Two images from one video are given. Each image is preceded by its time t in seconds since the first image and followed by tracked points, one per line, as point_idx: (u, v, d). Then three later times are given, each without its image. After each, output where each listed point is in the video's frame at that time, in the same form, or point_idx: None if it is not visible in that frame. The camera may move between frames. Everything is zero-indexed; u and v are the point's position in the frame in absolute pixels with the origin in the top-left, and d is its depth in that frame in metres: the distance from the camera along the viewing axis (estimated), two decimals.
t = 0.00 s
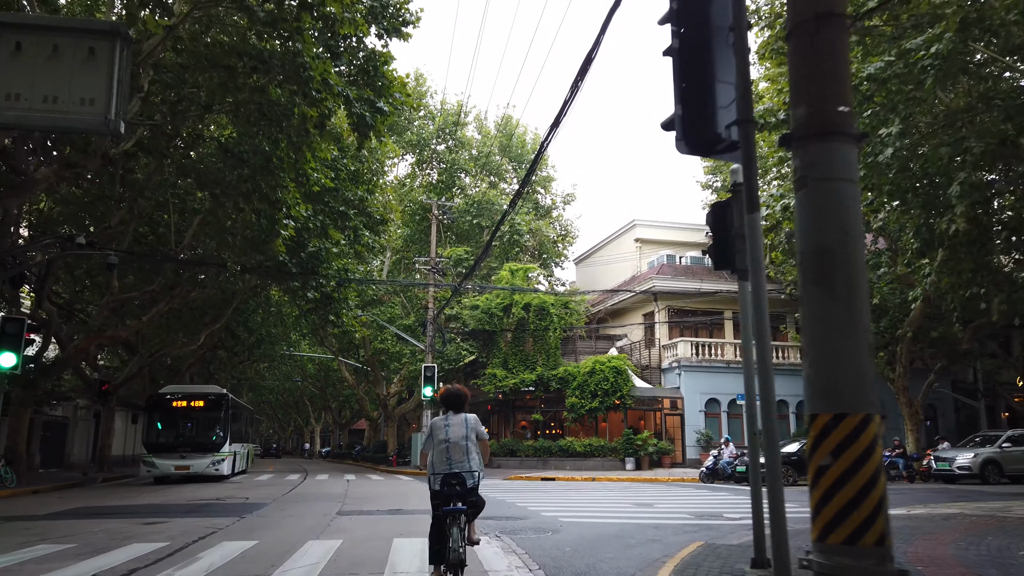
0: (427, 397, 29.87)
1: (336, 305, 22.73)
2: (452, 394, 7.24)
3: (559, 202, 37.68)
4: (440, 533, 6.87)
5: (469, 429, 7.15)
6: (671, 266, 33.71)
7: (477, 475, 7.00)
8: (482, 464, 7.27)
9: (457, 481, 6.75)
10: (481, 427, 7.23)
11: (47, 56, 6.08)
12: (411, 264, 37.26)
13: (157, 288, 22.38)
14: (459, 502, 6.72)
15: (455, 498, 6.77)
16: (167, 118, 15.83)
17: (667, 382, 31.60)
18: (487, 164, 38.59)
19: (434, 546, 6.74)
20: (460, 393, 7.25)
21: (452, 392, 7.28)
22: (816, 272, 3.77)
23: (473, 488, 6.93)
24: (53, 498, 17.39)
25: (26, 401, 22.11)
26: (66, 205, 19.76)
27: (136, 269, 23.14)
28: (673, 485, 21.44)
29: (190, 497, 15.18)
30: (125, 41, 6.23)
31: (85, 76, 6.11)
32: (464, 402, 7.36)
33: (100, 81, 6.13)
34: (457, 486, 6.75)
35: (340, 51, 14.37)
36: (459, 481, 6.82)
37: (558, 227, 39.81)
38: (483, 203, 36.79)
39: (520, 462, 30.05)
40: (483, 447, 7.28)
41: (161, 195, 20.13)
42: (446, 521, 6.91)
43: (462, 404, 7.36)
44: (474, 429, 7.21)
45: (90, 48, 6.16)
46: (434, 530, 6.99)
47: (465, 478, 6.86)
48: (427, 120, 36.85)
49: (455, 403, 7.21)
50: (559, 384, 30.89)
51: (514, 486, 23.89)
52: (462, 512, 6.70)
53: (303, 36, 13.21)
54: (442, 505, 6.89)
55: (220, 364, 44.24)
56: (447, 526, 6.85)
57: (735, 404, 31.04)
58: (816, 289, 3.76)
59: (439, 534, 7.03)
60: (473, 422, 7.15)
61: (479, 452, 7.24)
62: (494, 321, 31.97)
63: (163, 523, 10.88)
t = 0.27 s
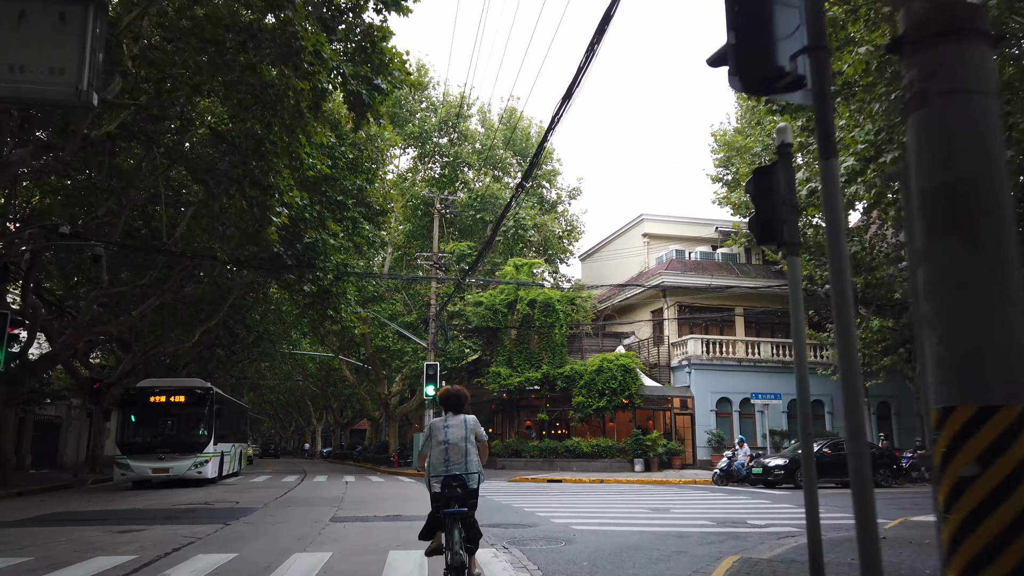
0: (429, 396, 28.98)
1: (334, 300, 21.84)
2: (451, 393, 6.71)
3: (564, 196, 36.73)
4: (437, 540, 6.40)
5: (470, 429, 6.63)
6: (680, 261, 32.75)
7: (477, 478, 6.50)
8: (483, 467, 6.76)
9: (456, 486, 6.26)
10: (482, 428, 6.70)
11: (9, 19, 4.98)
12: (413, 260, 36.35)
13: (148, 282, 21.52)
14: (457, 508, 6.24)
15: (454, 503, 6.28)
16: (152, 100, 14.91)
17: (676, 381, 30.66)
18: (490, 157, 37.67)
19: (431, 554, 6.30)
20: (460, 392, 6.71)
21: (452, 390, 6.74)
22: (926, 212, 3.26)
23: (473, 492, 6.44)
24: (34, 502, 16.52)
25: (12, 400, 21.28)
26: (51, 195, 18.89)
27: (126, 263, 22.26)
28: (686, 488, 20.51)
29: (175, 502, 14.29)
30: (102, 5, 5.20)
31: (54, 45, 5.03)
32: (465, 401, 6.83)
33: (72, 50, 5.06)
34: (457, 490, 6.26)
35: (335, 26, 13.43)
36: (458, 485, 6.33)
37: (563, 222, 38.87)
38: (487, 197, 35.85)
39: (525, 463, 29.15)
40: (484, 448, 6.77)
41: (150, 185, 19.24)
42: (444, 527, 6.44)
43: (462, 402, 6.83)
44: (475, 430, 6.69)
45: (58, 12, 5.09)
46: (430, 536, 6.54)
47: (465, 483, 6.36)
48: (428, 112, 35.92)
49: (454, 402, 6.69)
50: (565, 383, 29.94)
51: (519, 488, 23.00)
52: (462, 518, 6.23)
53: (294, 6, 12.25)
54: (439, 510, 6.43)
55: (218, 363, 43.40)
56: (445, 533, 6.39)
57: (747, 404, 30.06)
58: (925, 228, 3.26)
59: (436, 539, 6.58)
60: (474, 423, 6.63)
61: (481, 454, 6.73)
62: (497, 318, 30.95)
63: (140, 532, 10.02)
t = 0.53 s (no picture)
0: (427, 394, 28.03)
1: (328, 293, 20.94)
2: (442, 392, 6.86)
3: (566, 190, 35.79)
4: (431, 537, 6.52)
5: (461, 428, 6.80)
6: (686, 256, 31.81)
7: (470, 477, 6.65)
8: (474, 464, 6.93)
9: (450, 484, 6.39)
10: (472, 426, 6.86)
11: None
12: (411, 255, 35.39)
13: (134, 276, 20.69)
14: (452, 505, 6.38)
15: (448, 501, 6.42)
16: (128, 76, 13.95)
17: (682, 379, 29.71)
18: (491, 150, 36.72)
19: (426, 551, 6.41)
20: (450, 391, 6.86)
21: (442, 390, 6.88)
22: None
23: (466, 490, 6.58)
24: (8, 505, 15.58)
25: None
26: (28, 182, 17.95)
27: (110, 255, 21.31)
28: (696, 490, 19.55)
29: (154, 506, 13.36)
30: None
31: None
32: (454, 400, 7.00)
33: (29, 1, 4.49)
34: (451, 488, 6.38)
35: None
36: (453, 483, 6.47)
37: (565, 216, 37.93)
38: (486, 190, 34.92)
39: (527, 463, 28.21)
40: (475, 446, 6.93)
41: (133, 171, 18.30)
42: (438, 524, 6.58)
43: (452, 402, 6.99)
44: (465, 429, 6.85)
45: None
46: (424, 533, 6.66)
47: (459, 480, 6.51)
48: (427, 103, 34.95)
49: (444, 401, 6.84)
50: (567, 381, 28.97)
51: (521, 490, 22.11)
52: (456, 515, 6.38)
53: None
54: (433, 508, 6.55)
55: (213, 362, 42.53)
56: (438, 530, 6.52)
57: (756, 402, 29.09)
58: None
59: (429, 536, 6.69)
60: (465, 421, 6.79)
61: (471, 451, 6.90)
62: (497, 314, 29.98)
63: (112, 540, 9.27)
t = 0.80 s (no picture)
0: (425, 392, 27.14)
1: (321, 286, 20.02)
2: (431, 389, 6.77)
3: (568, 182, 34.83)
4: (422, 537, 6.31)
5: (452, 425, 6.66)
6: (692, 250, 30.84)
7: (462, 475, 6.48)
8: (465, 463, 6.76)
9: (442, 481, 6.21)
10: (463, 423, 6.73)
11: None
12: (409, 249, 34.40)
13: (118, 268, 19.75)
14: (444, 503, 6.19)
15: (440, 498, 6.23)
16: (103, 48, 12.89)
17: (689, 377, 28.78)
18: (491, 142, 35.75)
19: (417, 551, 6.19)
20: (441, 388, 6.75)
21: (431, 387, 6.78)
22: None
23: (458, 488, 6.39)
24: None
25: None
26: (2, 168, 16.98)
27: (92, 247, 20.31)
28: (707, 492, 18.60)
29: (131, 512, 12.41)
30: None
31: None
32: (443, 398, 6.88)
33: None
34: (443, 486, 6.19)
35: None
36: (445, 479, 6.29)
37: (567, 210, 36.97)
38: (486, 183, 33.94)
39: (529, 464, 27.28)
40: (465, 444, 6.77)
41: (115, 157, 17.32)
42: (429, 525, 6.38)
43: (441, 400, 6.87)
44: (456, 426, 6.71)
45: None
46: (414, 535, 6.43)
47: (451, 477, 6.32)
48: (425, 93, 34.03)
49: (434, 398, 6.72)
50: (570, 379, 28.00)
51: (523, 493, 21.20)
52: (448, 513, 6.19)
53: None
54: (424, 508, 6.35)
55: (207, 361, 41.58)
56: (430, 530, 6.31)
57: (765, 401, 28.16)
58: None
59: (419, 539, 6.46)
60: (455, 419, 6.66)
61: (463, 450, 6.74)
62: (498, 310, 29.00)
63: (75, 550, 8.41)
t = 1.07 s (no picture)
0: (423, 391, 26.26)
1: (313, 279, 19.14)
2: (419, 391, 6.96)
3: (570, 176, 33.94)
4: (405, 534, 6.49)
5: (439, 426, 6.85)
6: (698, 244, 29.96)
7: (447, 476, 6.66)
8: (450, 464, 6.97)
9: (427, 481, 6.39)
10: (450, 424, 6.92)
11: None
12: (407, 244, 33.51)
13: (102, 260, 18.88)
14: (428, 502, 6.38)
15: (424, 498, 6.42)
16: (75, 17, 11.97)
17: (695, 375, 27.91)
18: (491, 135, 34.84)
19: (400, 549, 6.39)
20: (429, 389, 6.95)
21: (419, 388, 6.97)
22: None
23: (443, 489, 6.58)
24: None
25: None
26: None
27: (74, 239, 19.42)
28: (719, 495, 17.73)
29: (106, 518, 11.55)
30: None
31: None
32: (431, 398, 7.07)
33: None
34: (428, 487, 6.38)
35: None
36: (431, 480, 6.48)
37: (569, 205, 36.07)
38: (486, 176, 33.04)
39: (530, 465, 26.42)
40: (451, 445, 6.98)
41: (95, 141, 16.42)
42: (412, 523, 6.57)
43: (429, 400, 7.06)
44: (442, 427, 6.89)
45: None
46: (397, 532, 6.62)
47: (436, 478, 6.51)
48: (424, 84, 33.12)
49: (422, 399, 6.92)
50: (573, 377, 27.13)
51: (525, 496, 20.32)
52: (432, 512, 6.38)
53: None
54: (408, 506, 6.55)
55: (201, 359, 40.71)
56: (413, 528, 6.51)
57: (774, 400, 27.26)
58: None
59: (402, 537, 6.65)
60: (442, 419, 6.86)
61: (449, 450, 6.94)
62: (499, 305, 28.09)
63: (31, 564, 7.58)
